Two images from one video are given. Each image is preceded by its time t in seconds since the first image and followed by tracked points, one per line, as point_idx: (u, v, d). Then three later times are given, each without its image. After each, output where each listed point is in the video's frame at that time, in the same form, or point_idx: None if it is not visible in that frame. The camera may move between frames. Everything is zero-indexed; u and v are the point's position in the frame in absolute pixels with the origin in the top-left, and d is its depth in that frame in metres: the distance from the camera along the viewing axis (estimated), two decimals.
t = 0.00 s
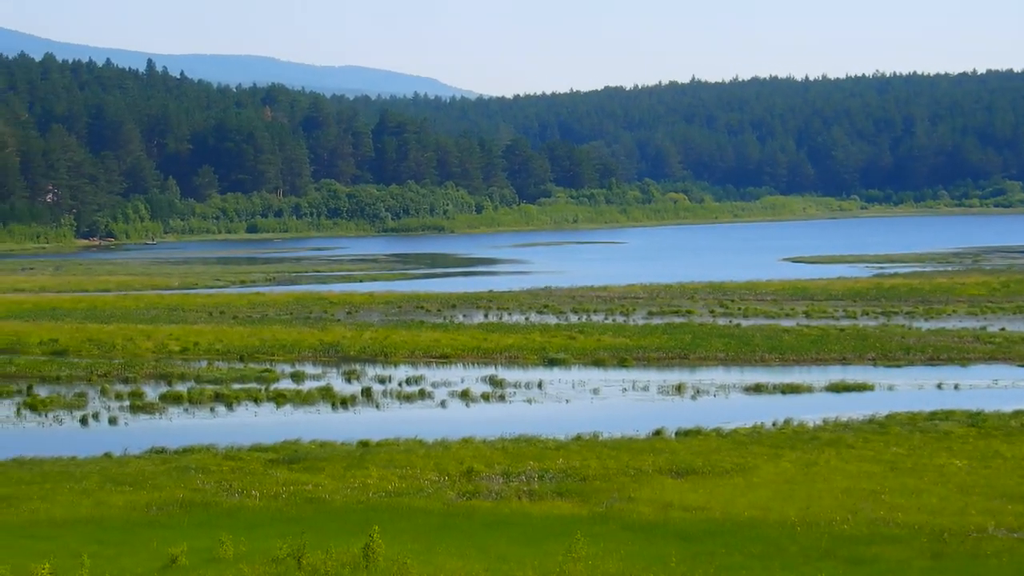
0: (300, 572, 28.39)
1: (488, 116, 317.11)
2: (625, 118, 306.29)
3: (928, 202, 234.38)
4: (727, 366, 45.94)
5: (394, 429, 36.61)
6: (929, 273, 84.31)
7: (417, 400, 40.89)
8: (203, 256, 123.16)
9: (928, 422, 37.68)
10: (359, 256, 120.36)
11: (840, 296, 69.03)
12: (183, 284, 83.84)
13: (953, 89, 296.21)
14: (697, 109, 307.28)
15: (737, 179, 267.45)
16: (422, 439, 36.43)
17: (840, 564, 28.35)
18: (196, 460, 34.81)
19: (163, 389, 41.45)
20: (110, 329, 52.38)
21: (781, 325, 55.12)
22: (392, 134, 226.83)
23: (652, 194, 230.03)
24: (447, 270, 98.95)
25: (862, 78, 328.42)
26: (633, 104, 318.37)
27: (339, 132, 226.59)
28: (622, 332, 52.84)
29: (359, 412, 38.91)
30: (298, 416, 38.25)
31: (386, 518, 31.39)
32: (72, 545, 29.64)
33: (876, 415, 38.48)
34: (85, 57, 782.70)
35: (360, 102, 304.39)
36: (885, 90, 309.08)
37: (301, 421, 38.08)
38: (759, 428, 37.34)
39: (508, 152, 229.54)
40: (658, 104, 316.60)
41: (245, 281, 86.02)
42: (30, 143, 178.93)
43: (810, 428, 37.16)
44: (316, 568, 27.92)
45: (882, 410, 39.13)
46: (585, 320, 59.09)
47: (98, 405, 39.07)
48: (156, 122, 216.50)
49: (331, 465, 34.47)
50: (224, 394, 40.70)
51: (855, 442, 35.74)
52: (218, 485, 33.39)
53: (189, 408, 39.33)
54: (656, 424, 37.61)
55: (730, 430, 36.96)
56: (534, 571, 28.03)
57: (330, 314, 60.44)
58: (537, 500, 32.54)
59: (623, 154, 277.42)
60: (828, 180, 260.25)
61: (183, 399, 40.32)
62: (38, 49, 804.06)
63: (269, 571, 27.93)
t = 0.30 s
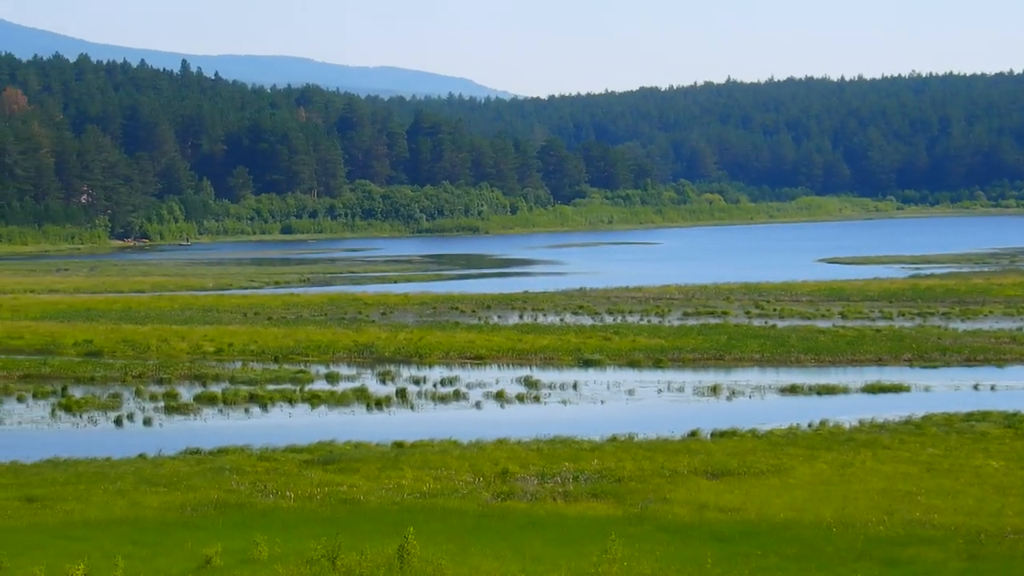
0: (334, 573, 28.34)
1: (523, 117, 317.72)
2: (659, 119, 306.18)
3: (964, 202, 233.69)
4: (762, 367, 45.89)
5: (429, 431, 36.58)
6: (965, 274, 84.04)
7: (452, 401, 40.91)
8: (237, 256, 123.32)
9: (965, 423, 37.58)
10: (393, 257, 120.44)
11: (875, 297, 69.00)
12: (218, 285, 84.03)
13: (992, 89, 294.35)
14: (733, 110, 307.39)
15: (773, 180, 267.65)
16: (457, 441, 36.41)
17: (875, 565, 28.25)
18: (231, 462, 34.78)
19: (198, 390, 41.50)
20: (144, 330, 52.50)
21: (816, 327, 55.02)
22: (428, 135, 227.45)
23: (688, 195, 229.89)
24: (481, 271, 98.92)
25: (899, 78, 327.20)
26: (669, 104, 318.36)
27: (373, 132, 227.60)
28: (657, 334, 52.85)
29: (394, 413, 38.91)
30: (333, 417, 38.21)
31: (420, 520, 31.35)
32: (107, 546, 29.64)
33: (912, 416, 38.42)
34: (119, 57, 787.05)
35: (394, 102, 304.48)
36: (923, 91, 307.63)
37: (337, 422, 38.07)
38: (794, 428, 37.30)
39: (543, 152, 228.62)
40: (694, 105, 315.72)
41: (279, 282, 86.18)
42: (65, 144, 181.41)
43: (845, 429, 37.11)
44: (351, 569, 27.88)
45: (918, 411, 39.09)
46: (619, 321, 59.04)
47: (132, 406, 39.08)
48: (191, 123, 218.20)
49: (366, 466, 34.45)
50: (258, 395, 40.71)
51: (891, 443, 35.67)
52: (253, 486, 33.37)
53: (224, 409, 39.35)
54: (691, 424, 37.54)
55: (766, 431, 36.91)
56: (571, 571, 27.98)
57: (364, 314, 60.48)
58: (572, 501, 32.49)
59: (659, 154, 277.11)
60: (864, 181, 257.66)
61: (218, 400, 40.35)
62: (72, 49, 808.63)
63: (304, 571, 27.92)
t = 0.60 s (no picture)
0: None
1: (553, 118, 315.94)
2: (692, 121, 305.73)
3: (997, 205, 233.70)
4: (794, 370, 45.96)
5: (461, 434, 36.58)
6: (998, 277, 83.87)
7: (484, 403, 40.94)
8: (269, 259, 123.13)
9: (997, 426, 37.58)
10: (425, 259, 120.14)
11: (907, 300, 69.01)
12: (249, 288, 83.95)
13: None
14: (764, 112, 306.63)
15: (806, 182, 266.51)
16: (489, 444, 36.38)
17: (909, 568, 28.17)
18: (263, 465, 34.75)
19: (229, 393, 41.55)
20: (175, 333, 52.47)
21: (850, 330, 54.92)
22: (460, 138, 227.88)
23: (720, 198, 229.15)
24: (513, 273, 98.68)
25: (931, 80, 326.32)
26: (701, 107, 317.53)
27: (406, 135, 227.77)
28: (689, 336, 52.87)
29: (426, 416, 38.93)
30: (364, 420, 38.22)
31: (454, 523, 31.30)
32: (139, 549, 29.56)
33: (944, 419, 38.43)
34: (149, 59, 789.56)
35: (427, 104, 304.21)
36: (955, 91, 306.26)
37: (370, 425, 38.08)
38: (826, 431, 37.35)
39: (575, 155, 231.15)
40: (725, 108, 314.80)
41: (311, 284, 86.28)
42: (97, 147, 182.84)
43: (877, 432, 37.14)
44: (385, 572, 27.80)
45: (950, 414, 39.08)
46: (652, 323, 58.96)
47: (163, 409, 39.08)
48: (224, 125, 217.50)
49: (399, 469, 34.41)
50: (289, 398, 40.75)
51: (923, 446, 35.70)
52: (285, 488, 33.36)
53: (256, 411, 39.36)
54: (725, 427, 37.52)
55: (798, 434, 36.92)
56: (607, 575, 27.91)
57: (396, 317, 60.52)
58: (604, 504, 32.48)
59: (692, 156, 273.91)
60: (897, 185, 258.60)
61: (250, 403, 40.40)
62: (104, 50, 811.42)
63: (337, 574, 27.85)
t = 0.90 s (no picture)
0: None
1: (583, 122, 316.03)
2: (722, 124, 303.32)
3: None
4: (826, 374, 46.11)
5: (492, 436, 36.57)
6: None
7: (515, 407, 40.96)
8: (299, 262, 123.24)
9: None
10: (455, 262, 120.12)
11: (939, 303, 69.01)
12: (280, 291, 83.99)
13: None
14: (794, 116, 303.71)
15: (836, 186, 263.35)
16: (521, 447, 36.37)
17: (940, 572, 28.11)
18: (294, 468, 34.76)
19: (260, 396, 41.63)
20: (206, 336, 52.57)
21: (882, 333, 54.99)
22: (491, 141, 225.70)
23: (751, 201, 229.19)
24: (544, 277, 98.73)
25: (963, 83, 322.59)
26: (730, 110, 314.96)
27: (435, 137, 226.70)
28: (721, 340, 52.93)
29: (457, 418, 38.98)
30: (394, 423, 38.25)
31: (485, 526, 31.29)
32: (170, 552, 29.52)
33: (975, 422, 38.43)
34: (179, 62, 791.76)
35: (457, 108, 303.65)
36: (986, 96, 302.31)
37: (401, 428, 38.10)
38: (858, 434, 37.37)
39: (606, 158, 231.43)
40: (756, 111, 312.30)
41: (342, 287, 86.30)
42: (127, 151, 182.57)
43: (909, 435, 37.16)
44: None
45: (981, 417, 39.05)
46: (684, 327, 58.91)
47: (194, 412, 39.12)
48: (253, 128, 217.46)
49: (429, 472, 34.42)
50: (320, 401, 40.84)
51: (954, 449, 35.71)
52: (316, 492, 33.37)
53: (287, 415, 39.38)
54: (756, 430, 37.58)
55: (829, 437, 36.94)
56: None
57: (428, 319, 60.62)
58: (635, 507, 32.45)
59: (722, 160, 272.71)
60: (928, 188, 254.91)
61: (281, 406, 40.45)
62: (135, 54, 813.96)
63: None
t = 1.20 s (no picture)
0: None
1: (614, 123, 316.34)
2: (754, 126, 301.03)
3: None
4: (857, 376, 46.14)
5: (521, 438, 36.55)
6: None
7: (545, 408, 40.95)
8: (331, 264, 123.38)
9: None
10: (486, 263, 120.17)
11: (970, 305, 68.97)
12: (310, 292, 84.15)
13: None
14: (825, 118, 298.75)
15: (866, 188, 257.85)
16: (550, 448, 36.37)
17: (972, 573, 28.03)
18: (323, 469, 34.75)
19: (290, 397, 41.70)
20: (235, 338, 52.65)
21: (912, 334, 55.11)
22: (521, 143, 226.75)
23: (782, 203, 228.51)
24: (574, 278, 98.88)
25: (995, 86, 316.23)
26: (761, 113, 312.08)
27: (466, 139, 226.47)
28: (752, 341, 53.03)
29: (487, 420, 38.97)
30: (425, 424, 38.26)
31: (516, 527, 31.28)
32: (200, 554, 29.47)
33: (1007, 424, 38.36)
34: (212, 64, 795.17)
35: (488, 110, 303.48)
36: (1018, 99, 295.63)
37: (432, 429, 38.10)
38: (888, 436, 37.36)
39: (636, 159, 231.21)
40: (788, 113, 309.41)
41: (372, 288, 86.41)
42: (157, 152, 184.48)
43: (939, 437, 37.15)
44: None
45: (1013, 419, 38.95)
46: (714, 327, 59.04)
47: (224, 413, 39.20)
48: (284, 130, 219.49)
49: (459, 473, 34.40)
50: (350, 402, 40.87)
51: (985, 451, 35.67)
52: (346, 494, 33.33)
53: (316, 416, 39.43)
54: (786, 432, 37.59)
55: (860, 439, 36.96)
56: None
57: (458, 321, 60.58)
58: (665, 509, 32.44)
59: (752, 162, 272.87)
60: (959, 190, 248.85)
61: (310, 408, 40.43)
62: (169, 56, 817.26)
63: None
